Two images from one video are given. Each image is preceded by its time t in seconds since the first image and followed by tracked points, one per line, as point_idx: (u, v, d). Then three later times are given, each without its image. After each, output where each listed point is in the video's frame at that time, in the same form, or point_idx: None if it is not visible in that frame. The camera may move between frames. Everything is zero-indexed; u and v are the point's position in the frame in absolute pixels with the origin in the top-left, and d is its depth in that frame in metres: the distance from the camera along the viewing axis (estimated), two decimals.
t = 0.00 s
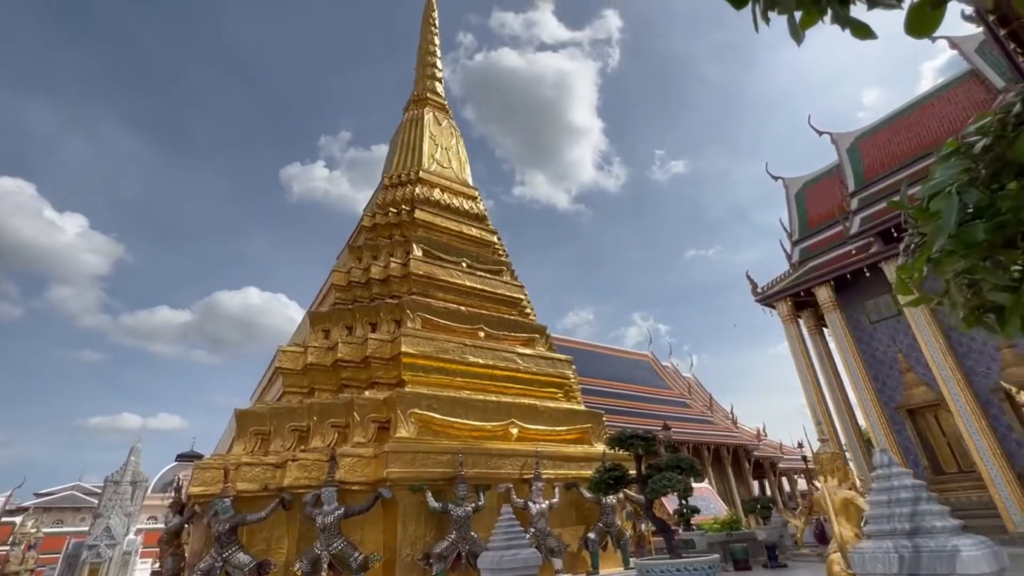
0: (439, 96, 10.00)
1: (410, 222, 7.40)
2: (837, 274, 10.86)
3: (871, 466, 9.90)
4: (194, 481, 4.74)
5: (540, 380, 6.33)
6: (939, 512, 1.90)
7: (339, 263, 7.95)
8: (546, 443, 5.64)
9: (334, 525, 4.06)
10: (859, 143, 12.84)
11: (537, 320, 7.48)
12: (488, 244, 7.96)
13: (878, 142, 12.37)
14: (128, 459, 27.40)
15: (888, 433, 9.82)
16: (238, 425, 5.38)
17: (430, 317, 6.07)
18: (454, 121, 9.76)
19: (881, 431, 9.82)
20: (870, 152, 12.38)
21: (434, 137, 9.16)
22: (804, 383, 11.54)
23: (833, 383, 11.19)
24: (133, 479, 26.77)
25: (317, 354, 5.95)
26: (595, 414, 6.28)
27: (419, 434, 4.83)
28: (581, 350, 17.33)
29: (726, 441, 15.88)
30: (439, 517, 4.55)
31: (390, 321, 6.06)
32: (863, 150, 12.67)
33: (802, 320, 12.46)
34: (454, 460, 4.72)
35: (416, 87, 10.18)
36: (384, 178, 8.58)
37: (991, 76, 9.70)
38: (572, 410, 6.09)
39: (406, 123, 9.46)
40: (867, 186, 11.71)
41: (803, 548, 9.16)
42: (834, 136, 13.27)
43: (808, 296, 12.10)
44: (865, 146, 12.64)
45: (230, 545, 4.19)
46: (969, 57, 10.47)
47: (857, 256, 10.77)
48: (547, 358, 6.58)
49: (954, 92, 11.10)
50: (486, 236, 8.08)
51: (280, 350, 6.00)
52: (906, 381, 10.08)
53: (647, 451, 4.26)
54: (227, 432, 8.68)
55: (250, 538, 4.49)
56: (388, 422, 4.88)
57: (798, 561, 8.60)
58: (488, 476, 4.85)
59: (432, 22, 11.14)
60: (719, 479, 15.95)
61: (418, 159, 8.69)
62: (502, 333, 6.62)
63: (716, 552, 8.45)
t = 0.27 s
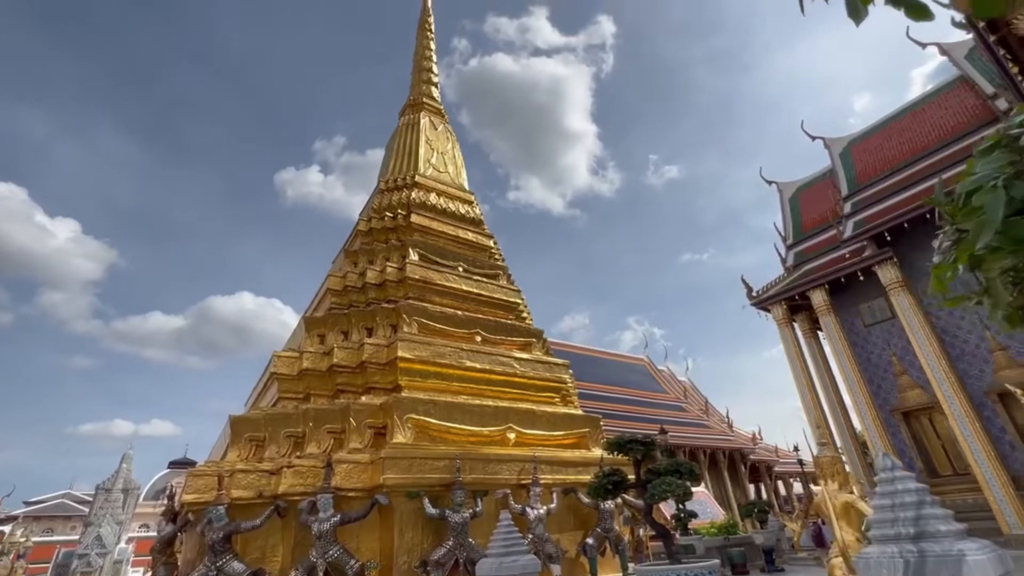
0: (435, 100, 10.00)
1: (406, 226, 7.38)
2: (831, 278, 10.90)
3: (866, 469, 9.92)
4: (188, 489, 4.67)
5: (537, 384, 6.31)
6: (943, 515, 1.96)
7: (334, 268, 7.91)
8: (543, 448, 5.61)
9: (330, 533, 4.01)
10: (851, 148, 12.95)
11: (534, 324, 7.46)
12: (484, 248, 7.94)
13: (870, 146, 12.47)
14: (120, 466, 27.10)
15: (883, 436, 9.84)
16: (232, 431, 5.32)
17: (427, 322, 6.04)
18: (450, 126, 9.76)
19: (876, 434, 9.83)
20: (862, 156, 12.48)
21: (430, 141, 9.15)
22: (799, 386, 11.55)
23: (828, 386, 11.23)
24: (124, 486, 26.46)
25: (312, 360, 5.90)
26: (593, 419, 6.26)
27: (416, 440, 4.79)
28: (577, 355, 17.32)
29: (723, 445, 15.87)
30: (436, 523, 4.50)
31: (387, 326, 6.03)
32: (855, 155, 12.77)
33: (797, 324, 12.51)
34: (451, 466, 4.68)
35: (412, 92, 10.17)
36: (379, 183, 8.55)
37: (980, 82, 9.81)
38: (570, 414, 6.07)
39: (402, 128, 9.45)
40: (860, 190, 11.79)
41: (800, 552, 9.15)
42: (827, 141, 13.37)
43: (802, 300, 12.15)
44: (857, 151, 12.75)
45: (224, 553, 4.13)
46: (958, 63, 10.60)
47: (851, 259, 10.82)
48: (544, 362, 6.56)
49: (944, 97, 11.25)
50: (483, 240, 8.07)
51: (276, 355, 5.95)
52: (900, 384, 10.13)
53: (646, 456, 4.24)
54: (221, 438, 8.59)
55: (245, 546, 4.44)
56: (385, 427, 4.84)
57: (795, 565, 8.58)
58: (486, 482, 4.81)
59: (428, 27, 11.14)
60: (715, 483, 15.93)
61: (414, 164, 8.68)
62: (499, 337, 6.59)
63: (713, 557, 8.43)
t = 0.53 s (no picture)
0: (433, 104, 10.00)
1: (404, 229, 7.36)
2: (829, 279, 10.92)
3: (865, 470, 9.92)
4: (185, 494, 4.63)
5: (536, 387, 6.29)
6: (949, 518, 2.02)
7: (332, 271, 7.89)
8: (543, 451, 5.59)
9: (329, 538, 3.98)
10: (848, 149, 13.01)
11: (533, 327, 7.45)
12: (482, 250, 7.94)
13: (867, 148, 12.52)
14: (116, 471, 26.97)
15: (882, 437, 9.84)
16: (230, 435, 5.28)
17: (426, 325, 6.03)
18: (448, 129, 9.76)
19: (875, 436, 9.84)
20: (858, 158, 12.52)
21: (428, 144, 9.14)
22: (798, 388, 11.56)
23: (827, 388, 11.23)
24: (121, 491, 26.34)
25: (311, 363, 5.87)
26: (592, 421, 6.25)
27: (415, 443, 4.77)
28: (575, 357, 17.31)
29: (721, 447, 15.87)
30: (435, 527, 4.48)
31: (385, 329, 6.01)
32: (851, 156, 12.81)
33: (795, 325, 12.53)
34: (451, 470, 4.66)
35: (410, 95, 10.17)
36: (378, 186, 8.54)
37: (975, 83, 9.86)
38: (569, 417, 6.06)
39: (400, 131, 9.45)
40: (856, 191, 11.83)
41: (800, 554, 9.13)
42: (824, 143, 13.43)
43: (800, 301, 12.17)
44: (854, 153, 12.80)
45: (222, 559, 4.09)
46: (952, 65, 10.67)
47: (849, 261, 10.84)
48: (543, 365, 6.55)
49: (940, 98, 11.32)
50: (482, 243, 8.06)
51: (274, 359, 5.92)
52: (898, 385, 10.14)
53: (647, 458, 4.23)
54: (219, 443, 8.55)
55: (243, 552, 4.40)
56: (384, 431, 4.81)
57: (795, 567, 8.56)
58: (486, 485, 4.79)
59: (426, 30, 11.15)
60: (714, 485, 15.92)
61: (413, 166, 8.67)
62: (498, 340, 6.58)
63: (713, 559, 8.40)
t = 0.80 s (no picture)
0: (433, 104, 10.00)
1: (405, 230, 7.36)
2: (829, 279, 10.90)
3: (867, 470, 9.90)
4: (187, 497, 4.62)
5: (537, 388, 6.28)
6: (955, 518, 2.03)
7: (333, 273, 7.88)
8: (545, 452, 5.58)
9: (331, 540, 3.97)
10: (848, 148, 13.01)
11: (534, 328, 7.44)
12: (483, 251, 7.93)
13: (867, 147, 12.52)
14: (118, 474, 26.97)
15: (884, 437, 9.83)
16: (231, 438, 5.28)
17: (427, 326, 6.01)
18: (448, 130, 9.76)
19: (877, 435, 9.82)
20: (858, 157, 12.53)
21: (428, 145, 9.14)
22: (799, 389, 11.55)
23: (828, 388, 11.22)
24: (123, 494, 26.33)
25: (312, 365, 5.86)
26: (594, 422, 6.24)
27: (417, 445, 4.76)
28: (576, 357, 17.30)
29: (723, 447, 15.85)
30: (437, 529, 4.47)
31: (386, 331, 6.00)
32: (852, 155, 12.82)
33: (796, 325, 12.52)
34: (453, 471, 4.65)
35: (410, 96, 10.17)
36: (378, 187, 8.53)
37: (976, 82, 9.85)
38: (571, 418, 6.05)
39: (400, 132, 9.44)
40: (857, 190, 11.81)
41: (803, 554, 9.12)
42: (824, 142, 13.42)
43: (801, 301, 12.16)
44: (854, 151, 12.80)
45: (224, 562, 4.07)
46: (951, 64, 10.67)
47: (850, 260, 10.83)
48: (545, 365, 6.53)
49: (941, 97, 11.29)
50: (482, 244, 8.05)
51: (275, 360, 5.91)
52: (900, 384, 10.12)
53: (649, 459, 4.22)
54: (220, 444, 8.54)
55: (245, 554, 4.39)
56: (386, 433, 4.80)
57: (798, 567, 8.54)
58: (488, 486, 4.78)
59: (425, 31, 11.15)
60: (716, 485, 15.90)
61: (413, 167, 8.67)
62: (499, 341, 6.57)
63: (715, 560, 8.38)
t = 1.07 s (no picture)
0: (435, 103, 9.98)
1: (407, 229, 7.35)
2: (834, 275, 10.86)
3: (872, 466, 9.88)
4: (192, 496, 4.63)
5: (541, 386, 6.27)
6: (967, 515, 2.02)
7: (336, 272, 7.89)
8: (550, 449, 5.58)
9: (336, 538, 3.97)
10: (853, 143, 12.94)
11: (537, 326, 7.43)
12: (486, 249, 7.92)
13: (871, 142, 12.46)
14: (124, 473, 27.15)
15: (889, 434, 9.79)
16: (236, 436, 5.29)
17: (430, 324, 6.01)
18: (451, 128, 9.75)
19: (882, 432, 9.78)
20: (863, 152, 12.47)
21: (430, 143, 9.13)
22: (803, 385, 11.51)
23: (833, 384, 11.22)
24: (129, 493, 26.54)
25: (316, 364, 5.87)
26: (598, 419, 6.23)
27: (421, 443, 4.75)
28: (579, 355, 17.29)
29: (726, 444, 15.82)
30: (442, 527, 4.48)
31: (389, 329, 6.00)
32: (856, 150, 12.76)
33: (800, 321, 12.48)
34: (457, 469, 4.65)
35: (412, 94, 10.16)
36: (380, 186, 8.53)
37: (981, 76, 9.78)
38: (575, 415, 6.04)
39: (402, 130, 9.43)
40: (861, 186, 11.75)
41: (808, 551, 9.09)
42: (828, 138, 13.36)
43: (805, 298, 12.11)
44: (858, 146, 12.74)
45: (229, 560, 4.08)
46: (957, 57, 10.60)
47: (854, 256, 10.77)
48: (548, 363, 6.53)
49: (946, 92, 11.22)
50: (485, 242, 8.05)
51: (279, 359, 5.92)
52: (905, 381, 10.08)
53: (654, 457, 4.20)
54: (225, 444, 8.56)
55: (250, 553, 4.40)
56: (390, 431, 4.80)
57: (803, 564, 8.52)
58: (493, 484, 4.78)
59: (427, 29, 11.13)
60: (720, 482, 15.88)
61: (415, 166, 8.66)
62: (502, 339, 6.56)
63: (720, 557, 8.36)
